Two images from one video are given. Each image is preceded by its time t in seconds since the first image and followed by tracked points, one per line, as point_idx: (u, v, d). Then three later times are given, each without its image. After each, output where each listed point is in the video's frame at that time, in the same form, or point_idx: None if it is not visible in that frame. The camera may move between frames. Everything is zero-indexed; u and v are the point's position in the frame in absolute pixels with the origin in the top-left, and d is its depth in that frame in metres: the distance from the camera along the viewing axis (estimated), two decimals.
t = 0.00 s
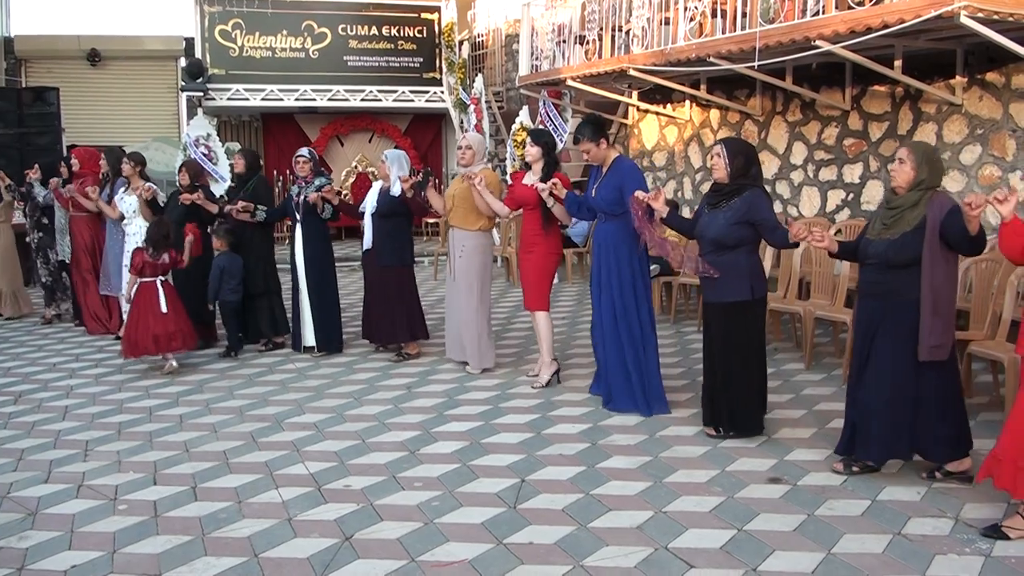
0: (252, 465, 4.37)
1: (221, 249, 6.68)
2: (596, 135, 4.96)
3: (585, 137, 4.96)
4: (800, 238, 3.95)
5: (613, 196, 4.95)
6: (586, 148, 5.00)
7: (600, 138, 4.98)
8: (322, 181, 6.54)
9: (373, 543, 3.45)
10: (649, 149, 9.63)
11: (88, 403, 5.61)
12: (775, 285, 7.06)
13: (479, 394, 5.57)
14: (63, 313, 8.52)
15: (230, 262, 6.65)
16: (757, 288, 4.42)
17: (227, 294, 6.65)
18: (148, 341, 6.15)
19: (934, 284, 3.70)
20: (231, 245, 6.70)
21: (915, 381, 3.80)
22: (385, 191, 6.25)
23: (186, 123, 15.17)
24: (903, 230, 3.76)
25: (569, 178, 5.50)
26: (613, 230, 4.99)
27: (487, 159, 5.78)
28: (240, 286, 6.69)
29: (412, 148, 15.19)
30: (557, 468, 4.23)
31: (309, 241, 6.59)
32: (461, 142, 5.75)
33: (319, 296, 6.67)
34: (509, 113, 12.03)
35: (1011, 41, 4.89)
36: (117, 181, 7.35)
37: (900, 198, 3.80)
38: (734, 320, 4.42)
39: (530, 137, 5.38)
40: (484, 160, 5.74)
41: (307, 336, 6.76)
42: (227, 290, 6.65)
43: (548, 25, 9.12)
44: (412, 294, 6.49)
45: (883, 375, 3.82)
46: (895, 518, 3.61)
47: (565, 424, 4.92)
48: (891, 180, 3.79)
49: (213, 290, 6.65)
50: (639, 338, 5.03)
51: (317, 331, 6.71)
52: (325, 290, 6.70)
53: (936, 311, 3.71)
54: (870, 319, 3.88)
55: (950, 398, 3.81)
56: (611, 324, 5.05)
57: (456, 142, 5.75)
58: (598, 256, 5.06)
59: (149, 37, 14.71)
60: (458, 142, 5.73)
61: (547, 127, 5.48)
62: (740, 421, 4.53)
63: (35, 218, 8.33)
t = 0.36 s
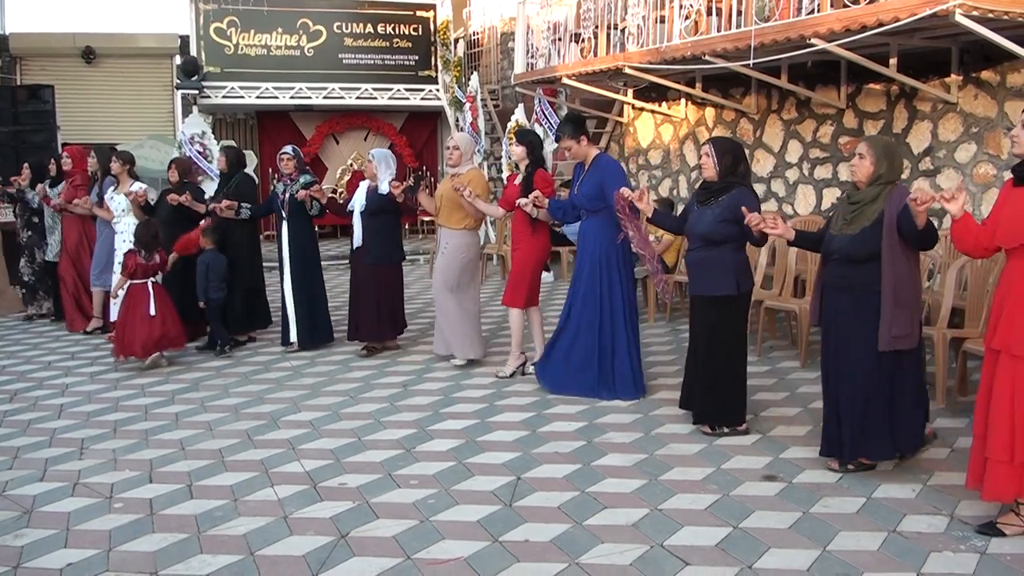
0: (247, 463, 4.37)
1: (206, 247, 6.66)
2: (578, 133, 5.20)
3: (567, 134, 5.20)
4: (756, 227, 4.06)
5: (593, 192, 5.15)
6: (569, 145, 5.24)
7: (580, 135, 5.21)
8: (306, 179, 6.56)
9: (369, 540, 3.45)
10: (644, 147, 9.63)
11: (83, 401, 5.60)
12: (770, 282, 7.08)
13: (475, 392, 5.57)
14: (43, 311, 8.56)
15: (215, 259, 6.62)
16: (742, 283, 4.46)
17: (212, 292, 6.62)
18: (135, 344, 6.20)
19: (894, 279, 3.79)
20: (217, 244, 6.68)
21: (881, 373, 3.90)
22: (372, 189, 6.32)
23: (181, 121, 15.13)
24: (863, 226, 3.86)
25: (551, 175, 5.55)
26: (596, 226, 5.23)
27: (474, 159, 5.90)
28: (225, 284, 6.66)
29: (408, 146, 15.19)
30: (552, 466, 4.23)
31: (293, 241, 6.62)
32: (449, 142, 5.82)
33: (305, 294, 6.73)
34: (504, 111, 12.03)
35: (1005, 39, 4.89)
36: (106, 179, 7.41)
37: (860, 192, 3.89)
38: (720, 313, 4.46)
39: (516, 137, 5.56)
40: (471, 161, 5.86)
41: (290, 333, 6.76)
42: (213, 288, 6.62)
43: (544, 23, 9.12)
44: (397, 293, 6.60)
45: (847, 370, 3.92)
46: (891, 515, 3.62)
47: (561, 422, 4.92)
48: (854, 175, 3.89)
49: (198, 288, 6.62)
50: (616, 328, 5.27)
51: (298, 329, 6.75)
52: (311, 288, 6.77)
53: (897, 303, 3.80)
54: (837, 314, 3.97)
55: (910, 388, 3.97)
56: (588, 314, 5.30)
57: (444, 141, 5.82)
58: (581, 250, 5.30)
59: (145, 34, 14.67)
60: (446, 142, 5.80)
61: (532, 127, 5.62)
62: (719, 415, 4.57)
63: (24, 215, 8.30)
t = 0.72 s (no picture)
0: (253, 461, 4.37)
1: (204, 244, 6.68)
2: (569, 133, 5.32)
3: (557, 135, 5.32)
4: (746, 212, 4.22)
5: (579, 193, 5.27)
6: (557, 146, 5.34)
7: (570, 136, 5.33)
8: (300, 181, 6.70)
9: (375, 539, 3.45)
10: (649, 145, 9.62)
11: (89, 399, 5.61)
12: (776, 281, 7.06)
13: (480, 391, 5.56)
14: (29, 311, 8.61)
15: (211, 255, 6.65)
16: (741, 278, 4.52)
17: (205, 287, 6.65)
18: (151, 334, 6.27)
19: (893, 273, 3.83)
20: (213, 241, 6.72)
21: (881, 367, 3.91)
22: (364, 189, 6.40)
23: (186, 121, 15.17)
24: (859, 219, 3.88)
25: (537, 175, 5.63)
26: (580, 226, 5.33)
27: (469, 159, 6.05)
28: (219, 280, 6.69)
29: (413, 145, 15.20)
30: (558, 464, 4.23)
31: (286, 240, 6.71)
32: (443, 141, 5.96)
33: (295, 292, 6.81)
34: (509, 110, 12.03)
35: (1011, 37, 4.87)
36: (96, 181, 7.46)
37: (856, 186, 3.92)
38: (719, 308, 4.54)
39: (509, 139, 5.62)
40: (465, 160, 6.01)
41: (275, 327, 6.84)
42: (205, 283, 6.65)
43: (549, 21, 9.11)
44: (395, 290, 6.66)
45: (845, 361, 3.97)
46: (897, 514, 3.61)
47: (567, 420, 4.92)
48: (847, 170, 3.92)
49: (191, 281, 6.66)
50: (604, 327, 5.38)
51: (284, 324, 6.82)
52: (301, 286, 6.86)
53: (894, 296, 3.83)
54: (836, 305, 3.99)
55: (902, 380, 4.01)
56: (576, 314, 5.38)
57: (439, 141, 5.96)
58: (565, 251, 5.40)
59: (150, 33, 14.70)
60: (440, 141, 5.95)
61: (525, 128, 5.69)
62: (718, 409, 4.66)
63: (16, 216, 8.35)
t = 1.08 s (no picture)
0: (264, 460, 4.38)
1: (197, 245, 6.73)
2: (569, 127, 5.27)
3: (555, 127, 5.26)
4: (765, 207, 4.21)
5: (573, 188, 5.26)
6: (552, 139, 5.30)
7: (569, 130, 5.28)
8: (295, 180, 6.74)
9: (385, 538, 3.46)
10: (660, 145, 9.60)
11: (100, 397, 5.63)
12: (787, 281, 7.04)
13: (490, 391, 5.56)
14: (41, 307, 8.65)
15: (203, 256, 6.68)
16: (733, 278, 4.68)
17: (198, 287, 6.68)
18: (148, 334, 6.26)
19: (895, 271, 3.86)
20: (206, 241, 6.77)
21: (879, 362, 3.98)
22: (361, 187, 6.42)
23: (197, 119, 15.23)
24: (866, 217, 3.95)
25: (531, 173, 5.79)
26: (573, 221, 5.33)
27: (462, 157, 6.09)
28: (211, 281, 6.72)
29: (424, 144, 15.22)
30: (568, 465, 4.23)
31: (281, 240, 6.73)
32: (437, 141, 6.01)
33: (292, 291, 6.83)
34: (520, 109, 12.03)
35: None
36: (94, 178, 7.43)
37: (862, 185, 3.99)
38: (704, 307, 4.75)
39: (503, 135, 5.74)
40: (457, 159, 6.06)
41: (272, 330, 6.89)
42: (197, 283, 6.68)
43: (560, 21, 9.11)
44: (391, 291, 6.70)
45: (843, 353, 4.03)
46: (908, 516, 3.60)
47: (577, 420, 4.91)
48: (855, 170, 3.99)
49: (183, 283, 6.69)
50: (602, 324, 5.39)
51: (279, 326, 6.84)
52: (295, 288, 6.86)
53: (896, 293, 3.87)
54: (837, 298, 4.06)
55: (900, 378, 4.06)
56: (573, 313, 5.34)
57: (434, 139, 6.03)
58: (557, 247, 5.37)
59: (161, 32, 14.75)
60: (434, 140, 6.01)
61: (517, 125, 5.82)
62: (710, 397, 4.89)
63: (16, 213, 8.38)
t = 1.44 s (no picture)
0: (270, 460, 4.39)
1: (188, 245, 6.79)
2: (568, 125, 5.30)
3: (553, 124, 5.29)
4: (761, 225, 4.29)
5: (570, 188, 5.31)
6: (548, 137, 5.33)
7: (567, 129, 5.31)
8: (293, 178, 6.67)
9: (390, 539, 3.46)
10: (665, 145, 9.59)
11: (106, 397, 5.64)
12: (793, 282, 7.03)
13: (495, 391, 5.57)
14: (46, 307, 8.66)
15: (195, 257, 6.77)
16: (712, 278, 4.75)
17: (191, 288, 6.73)
18: (136, 338, 6.24)
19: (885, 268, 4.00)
20: (198, 241, 6.81)
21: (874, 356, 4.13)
22: (357, 188, 6.43)
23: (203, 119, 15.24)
24: (856, 219, 4.08)
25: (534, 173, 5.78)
26: (571, 222, 5.37)
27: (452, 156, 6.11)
28: (204, 281, 6.77)
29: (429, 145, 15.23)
30: (574, 465, 4.23)
31: (280, 240, 6.74)
32: (427, 141, 5.98)
33: (291, 293, 6.85)
34: (524, 110, 12.03)
35: None
36: (98, 178, 7.44)
37: (851, 189, 4.13)
38: (687, 307, 4.77)
39: (501, 134, 5.71)
40: (448, 158, 6.08)
41: (270, 331, 6.87)
42: (191, 284, 6.74)
43: (565, 21, 9.10)
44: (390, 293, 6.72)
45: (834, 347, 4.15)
46: (914, 518, 3.59)
47: (582, 421, 4.92)
48: (843, 173, 4.13)
49: (176, 285, 6.75)
50: (600, 324, 5.41)
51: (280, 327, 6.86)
52: (295, 289, 6.87)
53: (887, 293, 4.00)
54: (826, 299, 4.19)
55: (884, 378, 4.17)
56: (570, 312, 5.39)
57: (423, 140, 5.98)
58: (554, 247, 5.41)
59: (165, 33, 14.77)
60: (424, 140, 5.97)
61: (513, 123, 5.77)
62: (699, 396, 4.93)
63: (17, 214, 8.41)
